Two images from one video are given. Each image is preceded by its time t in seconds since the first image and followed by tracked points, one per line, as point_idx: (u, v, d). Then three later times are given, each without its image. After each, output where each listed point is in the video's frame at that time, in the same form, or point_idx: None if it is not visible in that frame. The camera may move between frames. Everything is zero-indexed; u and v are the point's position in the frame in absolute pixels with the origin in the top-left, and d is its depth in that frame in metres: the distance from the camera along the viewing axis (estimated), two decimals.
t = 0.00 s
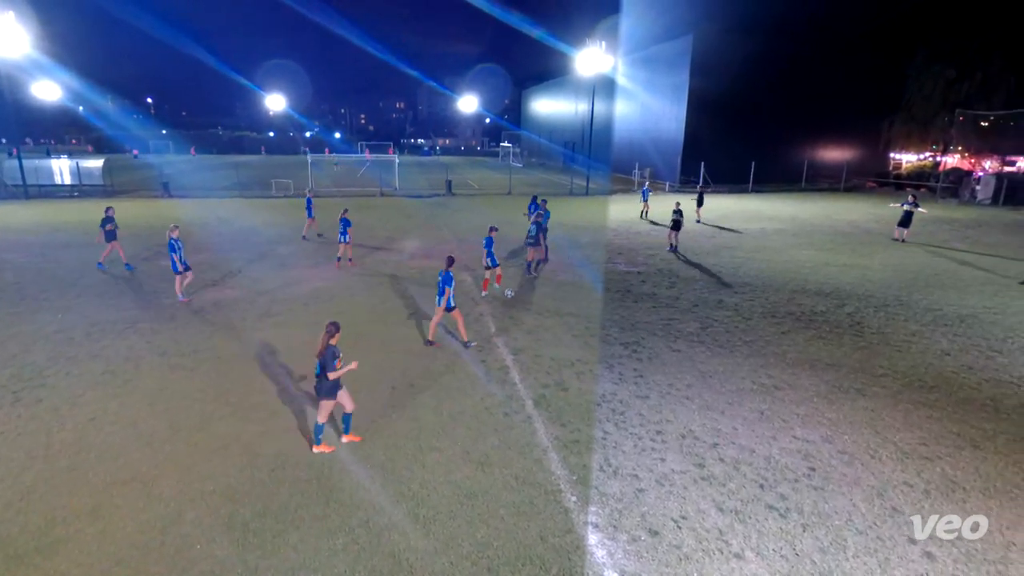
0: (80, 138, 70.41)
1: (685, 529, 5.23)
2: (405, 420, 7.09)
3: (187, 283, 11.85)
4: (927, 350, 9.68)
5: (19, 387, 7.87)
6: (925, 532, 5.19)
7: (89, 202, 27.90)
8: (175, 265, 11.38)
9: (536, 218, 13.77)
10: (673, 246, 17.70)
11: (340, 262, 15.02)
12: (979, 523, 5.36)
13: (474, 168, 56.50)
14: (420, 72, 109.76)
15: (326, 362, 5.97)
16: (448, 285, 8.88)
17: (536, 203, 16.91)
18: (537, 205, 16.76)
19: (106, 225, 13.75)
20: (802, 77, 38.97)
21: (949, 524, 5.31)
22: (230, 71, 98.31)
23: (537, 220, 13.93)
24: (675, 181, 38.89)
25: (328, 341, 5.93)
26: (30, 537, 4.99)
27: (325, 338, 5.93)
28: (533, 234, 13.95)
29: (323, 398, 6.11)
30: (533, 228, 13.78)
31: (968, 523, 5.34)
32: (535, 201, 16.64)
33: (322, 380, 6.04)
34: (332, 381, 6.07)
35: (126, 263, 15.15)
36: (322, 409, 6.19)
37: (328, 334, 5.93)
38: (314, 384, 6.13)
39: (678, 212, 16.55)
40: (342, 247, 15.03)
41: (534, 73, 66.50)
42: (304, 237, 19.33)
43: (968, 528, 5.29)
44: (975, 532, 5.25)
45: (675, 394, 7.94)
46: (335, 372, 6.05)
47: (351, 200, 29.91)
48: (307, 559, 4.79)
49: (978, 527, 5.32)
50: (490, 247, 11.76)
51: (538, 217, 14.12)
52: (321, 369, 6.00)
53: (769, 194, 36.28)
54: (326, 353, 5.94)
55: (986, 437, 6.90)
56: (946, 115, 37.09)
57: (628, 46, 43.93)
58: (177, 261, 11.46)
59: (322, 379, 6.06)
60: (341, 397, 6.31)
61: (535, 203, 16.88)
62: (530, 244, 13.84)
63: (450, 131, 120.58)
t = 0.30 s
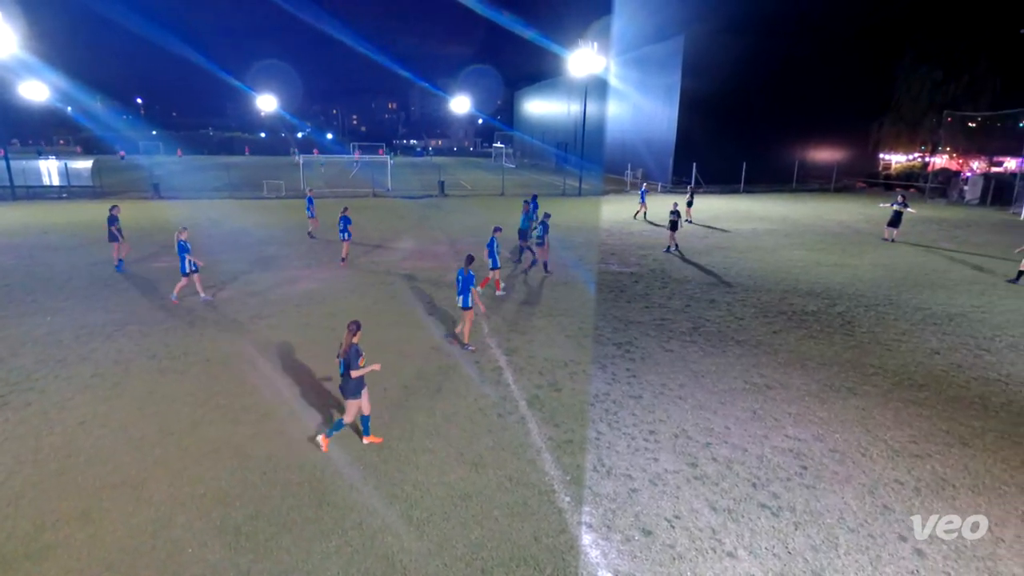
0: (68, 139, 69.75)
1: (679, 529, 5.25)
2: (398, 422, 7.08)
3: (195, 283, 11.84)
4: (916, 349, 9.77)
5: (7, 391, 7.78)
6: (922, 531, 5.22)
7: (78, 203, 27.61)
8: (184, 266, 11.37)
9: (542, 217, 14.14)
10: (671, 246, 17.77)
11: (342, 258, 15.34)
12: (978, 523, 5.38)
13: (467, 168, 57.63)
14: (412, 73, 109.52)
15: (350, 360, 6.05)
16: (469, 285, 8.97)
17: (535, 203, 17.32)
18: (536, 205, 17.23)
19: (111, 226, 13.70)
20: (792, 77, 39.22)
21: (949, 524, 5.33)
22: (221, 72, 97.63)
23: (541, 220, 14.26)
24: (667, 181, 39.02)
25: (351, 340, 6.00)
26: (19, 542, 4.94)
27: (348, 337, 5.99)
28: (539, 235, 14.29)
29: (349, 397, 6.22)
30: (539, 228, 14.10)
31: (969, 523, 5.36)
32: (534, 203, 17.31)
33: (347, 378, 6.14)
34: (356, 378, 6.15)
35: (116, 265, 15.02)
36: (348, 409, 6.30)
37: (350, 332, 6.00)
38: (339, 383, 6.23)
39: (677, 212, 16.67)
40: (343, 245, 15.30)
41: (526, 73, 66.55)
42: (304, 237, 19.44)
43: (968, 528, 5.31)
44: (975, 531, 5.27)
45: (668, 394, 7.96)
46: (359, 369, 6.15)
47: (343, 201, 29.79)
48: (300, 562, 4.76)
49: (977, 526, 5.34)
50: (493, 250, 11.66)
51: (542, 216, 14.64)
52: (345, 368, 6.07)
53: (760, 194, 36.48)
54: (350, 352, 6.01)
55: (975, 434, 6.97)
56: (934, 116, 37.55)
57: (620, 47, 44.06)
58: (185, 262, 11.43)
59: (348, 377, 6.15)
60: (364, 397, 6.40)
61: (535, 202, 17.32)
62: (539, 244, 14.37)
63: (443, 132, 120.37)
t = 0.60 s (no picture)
0: (57, 140, 69.18)
1: (673, 528, 5.26)
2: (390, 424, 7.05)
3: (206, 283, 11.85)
4: (906, 348, 9.85)
5: None
6: (919, 531, 5.25)
7: (67, 205, 27.35)
8: (194, 265, 11.38)
9: (547, 217, 14.12)
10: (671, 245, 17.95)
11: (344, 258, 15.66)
12: (978, 523, 5.40)
13: (460, 168, 58.99)
14: (405, 74, 109.33)
15: (366, 359, 6.02)
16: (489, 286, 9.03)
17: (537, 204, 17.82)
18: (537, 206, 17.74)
19: (120, 227, 13.79)
20: (783, 79, 39.48)
21: (948, 524, 5.35)
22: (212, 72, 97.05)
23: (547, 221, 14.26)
24: (660, 183, 39.15)
25: (370, 338, 6.00)
26: (7, 548, 4.88)
27: (367, 336, 6.00)
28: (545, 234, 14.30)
29: (374, 394, 6.18)
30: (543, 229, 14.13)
31: (968, 523, 5.38)
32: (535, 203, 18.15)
33: (365, 377, 6.11)
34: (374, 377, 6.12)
35: (105, 267, 14.89)
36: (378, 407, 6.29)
37: (369, 330, 6.00)
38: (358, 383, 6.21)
39: (676, 211, 16.84)
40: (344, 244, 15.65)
41: (519, 74, 66.56)
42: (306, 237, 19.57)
43: (968, 528, 5.32)
44: (975, 532, 5.28)
45: (661, 394, 7.98)
46: (377, 369, 6.13)
47: (335, 202, 29.68)
48: (292, 564, 4.75)
49: (977, 526, 5.36)
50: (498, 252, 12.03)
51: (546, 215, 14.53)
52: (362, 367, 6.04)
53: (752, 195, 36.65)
54: (368, 350, 5.99)
55: (965, 432, 7.04)
56: (923, 117, 38.32)
57: (613, 48, 44.15)
58: (195, 261, 11.38)
59: (363, 376, 6.11)
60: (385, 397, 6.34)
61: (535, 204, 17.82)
62: (546, 244, 14.41)
63: (436, 133, 120.25)
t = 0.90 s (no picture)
0: (46, 140, 68.54)
1: (667, 528, 5.27)
2: (384, 425, 7.02)
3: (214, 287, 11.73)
4: (898, 347, 9.92)
5: None
6: (920, 531, 5.25)
7: (56, 206, 27.16)
8: (203, 269, 11.27)
9: (555, 215, 14.09)
10: (668, 245, 18.19)
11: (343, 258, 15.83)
12: (978, 523, 5.41)
13: (453, 168, 60.48)
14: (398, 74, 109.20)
15: (393, 360, 5.99)
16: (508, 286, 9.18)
17: (539, 205, 17.68)
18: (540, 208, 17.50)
19: (128, 228, 13.68)
20: (775, 80, 39.68)
21: (949, 525, 5.35)
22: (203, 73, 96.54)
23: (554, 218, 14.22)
24: (653, 183, 39.27)
25: (395, 339, 6.00)
26: None
27: (392, 337, 5.99)
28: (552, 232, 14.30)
29: (398, 395, 6.18)
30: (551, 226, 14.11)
31: (969, 523, 5.38)
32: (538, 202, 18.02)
33: (391, 378, 6.08)
34: (399, 378, 6.10)
35: (95, 269, 14.78)
36: (403, 406, 6.30)
37: (394, 332, 6.01)
38: (384, 384, 6.17)
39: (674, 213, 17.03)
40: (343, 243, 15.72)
41: (512, 75, 66.64)
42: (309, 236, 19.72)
43: (967, 528, 5.34)
44: (975, 531, 5.30)
45: (655, 394, 8.00)
46: (402, 370, 6.10)
47: (328, 203, 29.59)
48: (285, 567, 4.72)
49: (976, 526, 5.37)
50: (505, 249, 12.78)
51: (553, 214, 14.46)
52: (386, 368, 6.01)
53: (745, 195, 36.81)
54: (393, 352, 5.95)
55: (956, 431, 7.09)
56: (913, 118, 38.48)
57: (605, 49, 44.28)
58: (204, 264, 11.32)
59: (388, 377, 6.09)
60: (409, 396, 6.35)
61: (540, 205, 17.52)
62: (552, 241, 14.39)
63: (429, 133, 120.17)
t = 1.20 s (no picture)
0: (37, 141, 68.11)
1: (662, 528, 5.29)
2: (378, 426, 7.01)
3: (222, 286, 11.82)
4: (890, 347, 10.00)
5: None
6: (920, 531, 5.27)
7: (47, 207, 26.99)
8: (211, 268, 11.29)
9: (563, 216, 14.51)
10: (670, 245, 18.18)
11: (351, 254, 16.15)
12: (979, 523, 5.42)
13: (446, 167, 62.11)
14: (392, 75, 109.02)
15: (418, 358, 6.10)
16: (532, 287, 9.24)
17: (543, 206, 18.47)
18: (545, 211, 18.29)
19: (139, 230, 13.90)
20: (768, 81, 39.86)
21: (949, 524, 5.37)
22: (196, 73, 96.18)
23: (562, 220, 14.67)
24: (647, 184, 39.40)
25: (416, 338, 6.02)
26: None
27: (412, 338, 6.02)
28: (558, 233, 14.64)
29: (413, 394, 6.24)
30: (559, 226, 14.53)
31: (969, 523, 5.40)
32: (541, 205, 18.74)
33: (410, 377, 6.16)
34: (422, 374, 6.16)
35: (87, 271, 14.71)
36: (409, 406, 6.31)
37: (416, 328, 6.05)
38: (403, 383, 6.24)
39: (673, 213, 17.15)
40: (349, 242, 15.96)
41: (506, 76, 66.72)
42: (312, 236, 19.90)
43: (969, 528, 5.34)
44: (977, 532, 5.30)
45: (650, 394, 8.03)
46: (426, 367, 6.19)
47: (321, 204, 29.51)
48: (278, 570, 4.70)
49: (978, 527, 5.38)
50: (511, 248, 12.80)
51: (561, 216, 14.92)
52: (411, 365, 6.11)
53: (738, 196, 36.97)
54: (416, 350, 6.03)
55: (948, 429, 7.15)
56: (904, 119, 39.04)
57: (599, 51, 44.36)
58: (212, 265, 11.37)
59: (407, 376, 6.18)
60: (424, 394, 6.40)
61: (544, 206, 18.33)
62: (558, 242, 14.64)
63: (423, 134, 120.08)
